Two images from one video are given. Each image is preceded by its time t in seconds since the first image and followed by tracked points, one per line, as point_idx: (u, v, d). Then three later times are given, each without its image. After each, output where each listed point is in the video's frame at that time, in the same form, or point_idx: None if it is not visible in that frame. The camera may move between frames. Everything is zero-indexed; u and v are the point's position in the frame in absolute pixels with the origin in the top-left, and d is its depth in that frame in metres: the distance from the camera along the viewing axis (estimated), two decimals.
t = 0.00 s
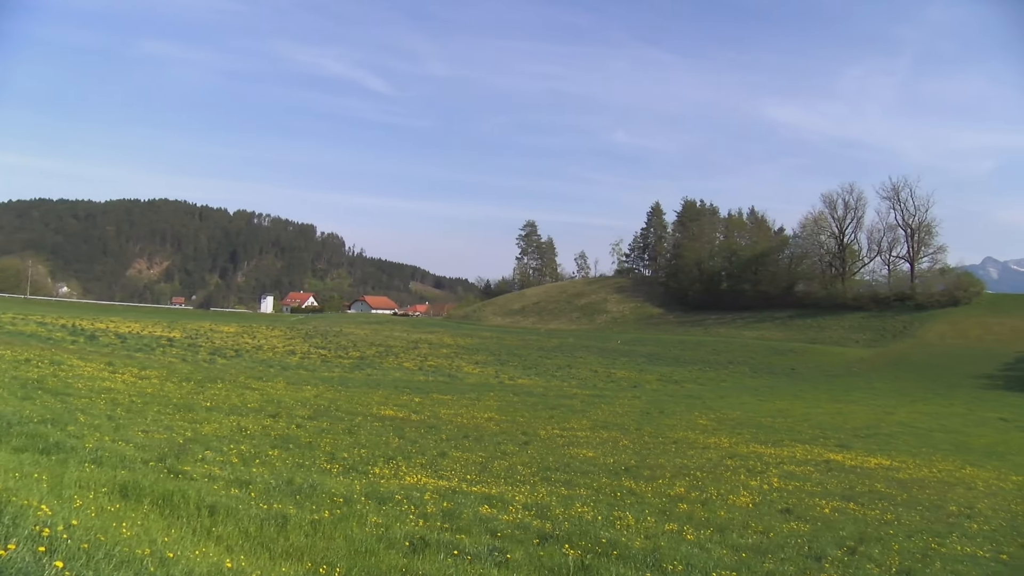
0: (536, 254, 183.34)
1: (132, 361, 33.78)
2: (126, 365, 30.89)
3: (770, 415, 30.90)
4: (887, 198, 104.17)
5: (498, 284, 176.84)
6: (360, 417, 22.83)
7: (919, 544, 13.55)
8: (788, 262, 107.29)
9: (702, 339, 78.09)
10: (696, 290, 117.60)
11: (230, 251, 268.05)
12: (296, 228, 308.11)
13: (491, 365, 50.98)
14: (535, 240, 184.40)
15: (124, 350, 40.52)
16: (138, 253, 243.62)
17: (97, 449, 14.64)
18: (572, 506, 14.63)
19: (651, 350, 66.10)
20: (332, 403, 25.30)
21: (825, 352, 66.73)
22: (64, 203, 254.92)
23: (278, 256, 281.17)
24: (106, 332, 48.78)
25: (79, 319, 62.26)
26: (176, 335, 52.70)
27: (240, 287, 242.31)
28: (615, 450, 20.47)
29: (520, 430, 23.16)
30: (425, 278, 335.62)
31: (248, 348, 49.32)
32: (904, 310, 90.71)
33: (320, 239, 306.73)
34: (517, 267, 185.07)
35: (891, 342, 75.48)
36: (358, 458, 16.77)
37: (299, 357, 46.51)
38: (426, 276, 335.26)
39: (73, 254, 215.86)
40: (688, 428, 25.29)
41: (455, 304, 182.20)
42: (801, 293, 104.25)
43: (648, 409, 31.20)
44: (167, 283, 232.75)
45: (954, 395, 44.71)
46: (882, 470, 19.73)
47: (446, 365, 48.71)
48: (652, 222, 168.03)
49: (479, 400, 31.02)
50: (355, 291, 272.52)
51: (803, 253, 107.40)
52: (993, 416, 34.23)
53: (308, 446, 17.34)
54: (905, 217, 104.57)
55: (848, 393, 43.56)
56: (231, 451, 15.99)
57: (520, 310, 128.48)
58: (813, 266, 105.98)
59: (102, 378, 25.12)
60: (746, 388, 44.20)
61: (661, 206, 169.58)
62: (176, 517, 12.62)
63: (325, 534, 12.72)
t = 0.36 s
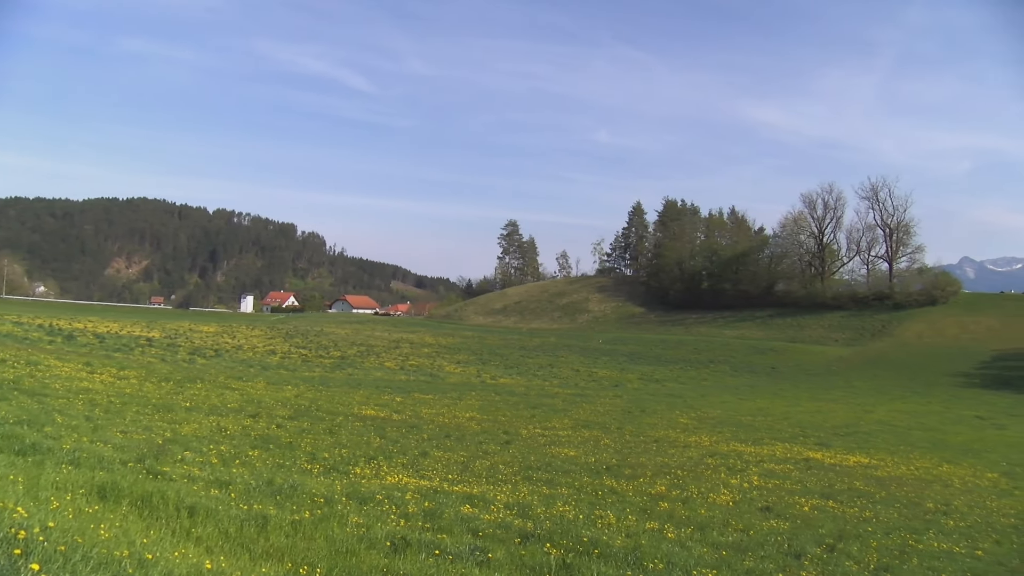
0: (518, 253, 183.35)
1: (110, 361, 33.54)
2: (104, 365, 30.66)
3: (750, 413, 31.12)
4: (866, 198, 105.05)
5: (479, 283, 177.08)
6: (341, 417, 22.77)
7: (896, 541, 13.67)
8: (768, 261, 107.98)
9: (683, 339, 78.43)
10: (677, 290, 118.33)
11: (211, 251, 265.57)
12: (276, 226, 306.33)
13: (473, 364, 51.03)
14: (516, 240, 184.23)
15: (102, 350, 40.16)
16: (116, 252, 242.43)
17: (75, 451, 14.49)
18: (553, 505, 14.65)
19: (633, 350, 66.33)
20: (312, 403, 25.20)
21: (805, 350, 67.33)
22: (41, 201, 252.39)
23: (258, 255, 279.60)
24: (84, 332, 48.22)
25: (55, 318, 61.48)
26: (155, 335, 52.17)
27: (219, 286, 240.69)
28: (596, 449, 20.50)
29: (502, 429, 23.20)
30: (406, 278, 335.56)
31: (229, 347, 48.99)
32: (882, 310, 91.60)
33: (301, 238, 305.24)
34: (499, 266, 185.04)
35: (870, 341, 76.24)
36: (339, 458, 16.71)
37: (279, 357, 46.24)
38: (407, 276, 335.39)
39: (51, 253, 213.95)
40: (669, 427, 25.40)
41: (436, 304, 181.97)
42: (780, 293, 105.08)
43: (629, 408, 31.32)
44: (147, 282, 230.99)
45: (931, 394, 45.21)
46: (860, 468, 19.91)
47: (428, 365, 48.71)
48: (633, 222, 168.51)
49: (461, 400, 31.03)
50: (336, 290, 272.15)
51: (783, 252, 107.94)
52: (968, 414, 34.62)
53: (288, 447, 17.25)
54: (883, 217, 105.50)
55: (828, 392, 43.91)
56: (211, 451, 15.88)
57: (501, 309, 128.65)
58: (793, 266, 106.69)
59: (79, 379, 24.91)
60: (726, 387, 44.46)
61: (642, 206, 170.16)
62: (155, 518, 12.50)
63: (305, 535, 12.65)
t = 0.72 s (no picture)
0: (500, 252, 183.21)
1: (87, 361, 33.25)
2: (81, 365, 30.35)
3: (731, 412, 31.33)
4: (845, 198, 105.97)
5: (461, 283, 176.96)
6: (322, 417, 22.67)
7: (874, 538, 13.80)
8: (748, 261, 108.72)
9: (662, 338, 78.77)
10: (659, 289, 118.90)
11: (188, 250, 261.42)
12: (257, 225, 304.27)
13: (455, 364, 51.00)
14: (498, 240, 184.28)
15: (79, 350, 39.74)
16: (94, 251, 240.39)
17: (51, 452, 14.29)
18: (535, 504, 14.67)
19: (615, 349, 66.49)
20: (293, 403, 25.05)
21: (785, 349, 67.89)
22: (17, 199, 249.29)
23: (238, 254, 277.42)
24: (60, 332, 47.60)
25: (30, 318, 60.63)
26: (134, 335, 51.57)
27: (198, 285, 237.73)
28: (578, 448, 20.55)
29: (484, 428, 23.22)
30: (388, 278, 334.99)
31: (209, 348, 48.59)
32: (861, 309, 92.48)
33: (282, 237, 303.45)
34: (480, 265, 184.86)
35: (849, 340, 77.01)
36: (320, 458, 16.65)
37: (260, 357, 45.91)
38: (388, 276, 334.94)
39: (27, 252, 211.65)
40: (650, 426, 25.53)
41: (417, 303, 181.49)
42: (760, 292, 105.90)
43: (611, 407, 31.41)
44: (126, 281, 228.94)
45: (909, 392, 45.69)
46: (839, 466, 20.10)
47: (410, 364, 48.64)
48: (615, 221, 168.97)
49: (443, 399, 31.03)
50: (317, 289, 271.32)
51: (763, 252, 108.67)
52: (945, 412, 35.04)
53: (269, 447, 17.14)
54: (862, 218, 106.46)
55: (808, 391, 44.25)
56: (190, 452, 15.73)
57: (484, 308, 128.67)
58: (773, 265, 107.53)
59: (56, 379, 24.64)
60: (707, 386, 44.72)
61: (624, 206, 170.76)
62: (133, 520, 12.36)
63: (286, 536, 12.57)
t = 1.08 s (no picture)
0: (482, 252, 182.94)
1: (65, 361, 33.04)
2: (58, 366, 30.14)
3: (712, 411, 31.47)
4: (825, 199, 106.80)
5: (443, 282, 176.85)
6: (304, 417, 22.59)
7: (853, 536, 13.92)
8: (729, 261, 109.47)
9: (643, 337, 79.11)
10: (641, 288, 119.52)
11: (168, 247, 256.75)
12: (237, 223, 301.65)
13: (437, 363, 50.98)
14: (481, 239, 184.14)
15: (57, 350, 39.37)
16: (72, 250, 238.15)
17: (27, 453, 14.11)
18: (518, 503, 14.68)
19: (597, 348, 66.64)
20: (273, 403, 24.93)
21: (766, 349, 68.42)
22: None
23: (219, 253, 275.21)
24: (37, 332, 47.04)
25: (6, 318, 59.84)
26: (113, 334, 51.09)
27: (178, 284, 234.90)
28: (560, 447, 20.59)
29: (466, 428, 23.22)
30: (370, 278, 334.23)
31: (189, 347, 48.23)
32: (840, 309, 93.31)
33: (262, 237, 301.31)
34: (463, 265, 184.66)
35: (827, 339, 77.71)
36: (301, 458, 16.58)
37: (240, 357, 45.62)
38: (370, 276, 334.24)
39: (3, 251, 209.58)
40: (632, 425, 25.63)
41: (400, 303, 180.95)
42: (741, 292, 106.77)
43: (593, 406, 31.49)
44: (105, 280, 226.83)
45: (888, 391, 46.11)
46: (819, 464, 20.27)
47: (392, 364, 48.57)
48: (597, 221, 169.31)
49: (425, 399, 31.00)
50: (297, 289, 270.13)
51: (743, 252, 109.27)
52: (923, 410, 35.43)
53: (250, 447, 17.04)
54: (842, 218, 107.32)
55: (788, 390, 44.55)
56: (170, 453, 15.60)
57: (466, 308, 128.66)
58: (753, 265, 108.41)
59: (32, 380, 24.37)
60: (689, 385, 44.98)
61: (606, 206, 171.23)
62: (111, 522, 12.23)
63: (267, 536, 12.49)
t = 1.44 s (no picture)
0: (464, 251, 182.68)
1: (43, 362, 32.82)
2: (36, 366, 29.99)
3: (693, 410, 31.62)
4: (805, 199, 107.51)
5: (426, 281, 176.60)
6: (285, 418, 22.49)
7: (833, 534, 14.02)
8: (710, 261, 110.32)
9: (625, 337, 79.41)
10: (622, 288, 120.05)
11: (148, 246, 253.26)
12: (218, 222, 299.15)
13: (419, 363, 50.89)
14: (464, 239, 183.83)
15: (33, 350, 39.03)
16: (50, 250, 235.64)
17: (3, 455, 13.94)
18: (500, 503, 14.69)
19: (579, 348, 66.77)
20: (254, 403, 24.81)
21: (748, 348, 68.81)
22: None
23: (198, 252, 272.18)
24: (13, 332, 46.55)
25: None
26: (91, 334, 50.66)
27: (158, 284, 232.46)
28: (543, 447, 20.62)
29: (448, 428, 23.19)
30: (351, 277, 333.81)
31: (168, 347, 47.92)
32: (820, 308, 93.93)
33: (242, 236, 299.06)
34: (445, 264, 184.37)
35: (807, 339, 78.26)
36: (282, 459, 16.50)
37: (221, 357, 45.38)
38: (352, 276, 333.86)
39: None
40: (614, 425, 25.68)
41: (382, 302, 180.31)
42: (722, 292, 107.68)
43: (575, 406, 31.57)
44: (83, 279, 224.44)
45: (867, 390, 46.52)
46: (800, 463, 20.41)
47: (374, 364, 48.47)
48: (580, 221, 169.55)
49: (407, 399, 30.97)
50: (279, 288, 269.12)
51: (724, 252, 110.10)
52: (902, 409, 35.76)
53: (230, 448, 16.95)
54: (821, 218, 108.05)
55: (768, 389, 44.83)
56: (149, 454, 15.49)
57: (448, 307, 128.47)
58: (734, 265, 109.31)
59: (9, 380, 24.13)
60: (670, 384, 45.20)
61: (588, 206, 171.69)
62: (89, 524, 12.10)
63: (248, 537, 12.41)
